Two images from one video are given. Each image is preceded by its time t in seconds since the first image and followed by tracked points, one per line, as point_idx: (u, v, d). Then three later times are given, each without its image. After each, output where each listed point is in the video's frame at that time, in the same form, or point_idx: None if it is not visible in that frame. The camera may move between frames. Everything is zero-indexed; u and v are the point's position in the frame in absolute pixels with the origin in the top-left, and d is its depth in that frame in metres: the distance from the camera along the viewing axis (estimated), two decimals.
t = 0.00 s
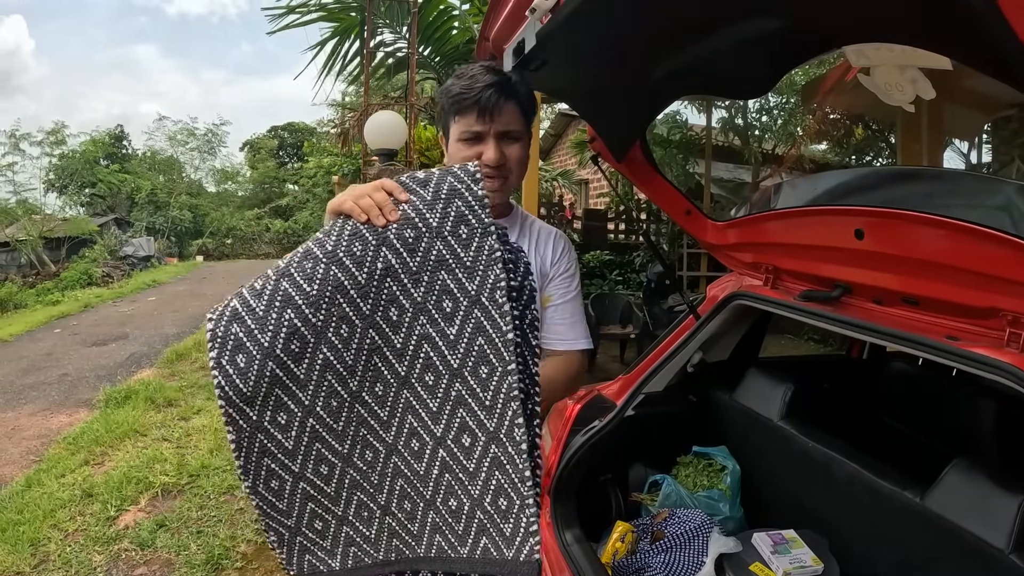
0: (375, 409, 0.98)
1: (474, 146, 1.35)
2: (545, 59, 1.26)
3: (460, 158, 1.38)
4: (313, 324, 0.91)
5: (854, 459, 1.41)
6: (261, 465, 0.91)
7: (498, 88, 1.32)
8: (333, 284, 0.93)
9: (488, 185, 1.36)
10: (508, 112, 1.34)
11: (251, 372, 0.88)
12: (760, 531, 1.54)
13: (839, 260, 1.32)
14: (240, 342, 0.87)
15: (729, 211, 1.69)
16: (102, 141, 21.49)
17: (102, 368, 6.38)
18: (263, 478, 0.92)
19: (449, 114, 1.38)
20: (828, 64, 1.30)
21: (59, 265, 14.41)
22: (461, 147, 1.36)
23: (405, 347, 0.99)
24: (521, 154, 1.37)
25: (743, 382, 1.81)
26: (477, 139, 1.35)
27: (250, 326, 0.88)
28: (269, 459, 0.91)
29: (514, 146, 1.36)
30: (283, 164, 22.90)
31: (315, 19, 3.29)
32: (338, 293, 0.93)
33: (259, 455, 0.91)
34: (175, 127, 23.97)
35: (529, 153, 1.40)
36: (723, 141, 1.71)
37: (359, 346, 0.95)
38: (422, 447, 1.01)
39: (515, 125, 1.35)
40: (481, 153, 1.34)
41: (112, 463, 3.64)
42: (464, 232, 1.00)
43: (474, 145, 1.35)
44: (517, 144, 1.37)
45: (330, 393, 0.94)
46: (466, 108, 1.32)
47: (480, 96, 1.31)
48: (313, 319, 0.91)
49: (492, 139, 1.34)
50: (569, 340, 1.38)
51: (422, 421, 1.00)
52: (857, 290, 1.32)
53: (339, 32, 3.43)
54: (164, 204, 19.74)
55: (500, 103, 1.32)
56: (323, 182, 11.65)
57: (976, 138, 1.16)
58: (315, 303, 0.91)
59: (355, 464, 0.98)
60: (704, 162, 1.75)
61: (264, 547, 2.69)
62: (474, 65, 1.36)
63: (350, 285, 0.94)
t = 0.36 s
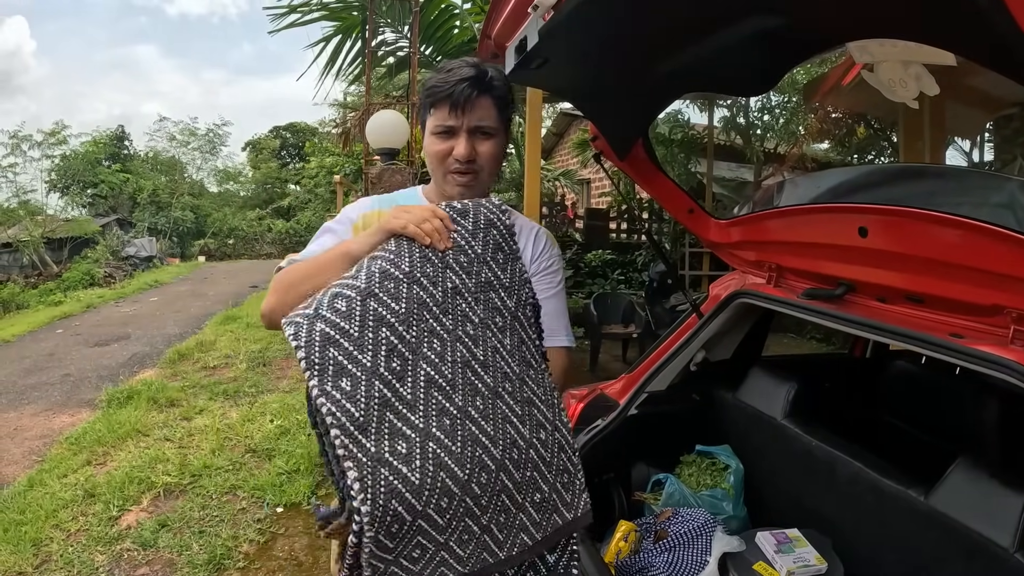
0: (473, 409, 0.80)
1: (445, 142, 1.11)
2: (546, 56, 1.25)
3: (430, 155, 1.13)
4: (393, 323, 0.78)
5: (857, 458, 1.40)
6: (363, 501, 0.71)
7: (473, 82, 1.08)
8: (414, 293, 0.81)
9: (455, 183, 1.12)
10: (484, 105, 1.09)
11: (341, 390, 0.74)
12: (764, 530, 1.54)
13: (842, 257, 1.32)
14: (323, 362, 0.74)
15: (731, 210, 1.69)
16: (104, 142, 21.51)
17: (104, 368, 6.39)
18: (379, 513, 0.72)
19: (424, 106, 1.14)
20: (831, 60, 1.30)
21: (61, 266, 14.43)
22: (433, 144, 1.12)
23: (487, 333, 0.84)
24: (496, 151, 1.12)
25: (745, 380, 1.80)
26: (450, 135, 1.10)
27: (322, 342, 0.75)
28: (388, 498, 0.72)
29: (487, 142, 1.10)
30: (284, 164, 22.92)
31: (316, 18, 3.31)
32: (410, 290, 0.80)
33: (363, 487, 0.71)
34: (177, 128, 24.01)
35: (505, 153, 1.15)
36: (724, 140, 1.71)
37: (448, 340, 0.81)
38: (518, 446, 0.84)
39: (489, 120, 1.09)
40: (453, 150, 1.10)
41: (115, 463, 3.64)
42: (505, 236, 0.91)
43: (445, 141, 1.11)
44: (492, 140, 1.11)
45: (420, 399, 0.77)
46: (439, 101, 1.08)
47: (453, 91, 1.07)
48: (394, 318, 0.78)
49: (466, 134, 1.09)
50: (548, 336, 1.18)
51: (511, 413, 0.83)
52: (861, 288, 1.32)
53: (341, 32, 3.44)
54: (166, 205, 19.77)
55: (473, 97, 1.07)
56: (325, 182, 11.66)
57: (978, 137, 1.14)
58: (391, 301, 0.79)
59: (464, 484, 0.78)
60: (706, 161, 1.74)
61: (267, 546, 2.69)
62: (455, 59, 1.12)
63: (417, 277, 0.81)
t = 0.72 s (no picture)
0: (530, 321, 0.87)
1: (397, 139, 1.10)
2: (544, 55, 1.26)
3: (383, 152, 1.12)
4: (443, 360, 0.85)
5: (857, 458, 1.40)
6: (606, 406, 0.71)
7: (434, 80, 1.08)
8: (430, 345, 0.87)
9: (407, 181, 1.11)
10: (439, 105, 1.09)
11: (489, 423, 0.76)
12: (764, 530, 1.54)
13: (842, 255, 1.32)
14: (460, 432, 0.77)
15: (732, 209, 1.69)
16: (106, 144, 21.57)
17: (106, 368, 6.40)
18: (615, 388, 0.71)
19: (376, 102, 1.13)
20: (831, 58, 1.30)
21: (63, 267, 14.45)
22: (386, 141, 1.11)
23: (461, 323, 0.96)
24: (450, 151, 1.12)
25: (745, 380, 1.79)
26: (404, 133, 1.09)
27: (428, 434, 0.79)
28: (606, 371, 0.71)
29: (443, 143, 1.11)
30: (286, 165, 22.97)
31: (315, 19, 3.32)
32: (420, 342, 0.88)
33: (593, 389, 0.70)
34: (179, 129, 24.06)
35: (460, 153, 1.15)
36: (725, 138, 1.72)
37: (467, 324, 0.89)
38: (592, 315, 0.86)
39: (445, 120, 1.10)
40: (407, 148, 1.09)
41: (116, 463, 3.64)
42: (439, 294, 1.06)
43: (398, 138, 1.10)
44: (446, 140, 1.12)
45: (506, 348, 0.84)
46: (395, 99, 1.08)
47: (411, 88, 1.07)
48: (445, 357, 0.86)
49: (421, 134, 1.09)
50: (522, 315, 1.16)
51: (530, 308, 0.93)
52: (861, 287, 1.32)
53: (341, 32, 3.45)
54: (168, 206, 19.80)
55: (430, 96, 1.08)
56: (326, 182, 11.66)
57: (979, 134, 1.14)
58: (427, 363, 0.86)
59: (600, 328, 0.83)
60: (707, 160, 1.73)
61: (268, 546, 2.69)
62: (413, 54, 1.10)
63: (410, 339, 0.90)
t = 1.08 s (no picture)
0: (567, 288, 0.98)
1: (370, 138, 1.10)
2: (545, 56, 1.26)
3: (353, 153, 1.11)
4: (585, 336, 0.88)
5: (859, 458, 1.40)
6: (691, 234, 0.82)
7: (406, 78, 1.10)
8: (577, 388, 0.85)
9: (383, 180, 1.12)
10: (410, 103, 1.12)
11: (659, 297, 0.80)
12: (766, 529, 1.54)
13: (845, 254, 1.32)
14: (658, 354, 0.78)
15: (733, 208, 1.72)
16: (108, 145, 21.60)
17: (109, 369, 6.41)
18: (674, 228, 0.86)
19: (339, 101, 1.12)
20: (831, 58, 1.30)
21: (65, 268, 14.47)
22: (356, 141, 1.10)
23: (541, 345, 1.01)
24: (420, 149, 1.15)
25: (748, 379, 1.80)
26: (378, 132, 1.10)
27: (650, 377, 0.78)
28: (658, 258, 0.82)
29: (414, 140, 1.14)
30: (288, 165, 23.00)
31: (316, 20, 3.33)
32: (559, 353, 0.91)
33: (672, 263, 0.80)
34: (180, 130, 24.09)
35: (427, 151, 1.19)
36: (726, 138, 1.70)
37: (559, 318, 0.96)
38: (580, 279, 0.96)
39: (415, 117, 1.13)
40: (382, 147, 1.10)
41: (118, 463, 3.65)
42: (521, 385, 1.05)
43: (370, 136, 1.10)
44: (416, 137, 1.15)
45: (597, 285, 0.91)
46: (369, 98, 1.08)
47: (385, 87, 1.08)
48: (582, 338, 0.88)
49: (395, 132, 1.10)
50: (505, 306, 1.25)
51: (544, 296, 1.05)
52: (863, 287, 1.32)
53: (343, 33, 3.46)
54: (170, 206, 19.82)
55: (403, 94, 1.10)
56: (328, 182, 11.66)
57: (980, 133, 1.14)
58: (597, 391, 0.83)
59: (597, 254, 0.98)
60: (708, 160, 1.74)
61: (270, 546, 2.69)
62: (369, 50, 1.12)
63: (556, 359, 0.91)
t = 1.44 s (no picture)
0: (552, 303, 1.06)
1: (361, 138, 1.07)
2: (544, 55, 1.26)
3: (345, 156, 1.07)
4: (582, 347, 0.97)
5: (862, 458, 1.39)
6: (660, 254, 0.94)
7: (395, 75, 1.08)
8: (583, 395, 0.96)
9: (376, 180, 1.10)
10: (399, 99, 1.10)
11: (642, 315, 0.91)
12: (767, 529, 1.54)
13: (844, 254, 1.33)
14: (646, 360, 0.90)
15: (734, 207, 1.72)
16: (109, 145, 21.63)
17: (111, 369, 6.41)
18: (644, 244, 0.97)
19: (322, 99, 1.06)
20: (832, 58, 1.30)
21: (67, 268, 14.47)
22: (349, 143, 1.06)
23: (532, 347, 1.11)
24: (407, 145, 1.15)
25: (748, 381, 1.79)
26: (369, 131, 1.07)
27: (645, 381, 0.90)
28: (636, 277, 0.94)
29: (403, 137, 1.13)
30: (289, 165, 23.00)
31: (317, 19, 3.32)
32: (559, 362, 1.01)
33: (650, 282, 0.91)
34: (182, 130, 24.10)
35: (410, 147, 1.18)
36: (728, 137, 1.70)
37: (552, 331, 1.04)
38: (560, 293, 1.05)
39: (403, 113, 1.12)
40: (375, 147, 1.07)
41: (120, 463, 3.65)
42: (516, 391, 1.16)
43: (361, 137, 1.07)
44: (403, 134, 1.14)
45: (584, 303, 1.00)
46: (360, 96, 1.05)
47: (377, 85, 1.05)
48: (582, 351, 0.97)
49: (386, 131, 1.08)
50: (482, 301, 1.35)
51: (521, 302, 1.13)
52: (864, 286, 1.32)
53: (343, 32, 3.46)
54: (171, 207, 19.83)
55: (394, 91, 1.08)
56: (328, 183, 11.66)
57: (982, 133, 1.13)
58: (602, 397, 0.94)
59: (570, 266, 1.07)
60: (710, 160, 1.74)
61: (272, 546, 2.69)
62: (349, 45, 1.07)
63: (559, 370, 1.00)
